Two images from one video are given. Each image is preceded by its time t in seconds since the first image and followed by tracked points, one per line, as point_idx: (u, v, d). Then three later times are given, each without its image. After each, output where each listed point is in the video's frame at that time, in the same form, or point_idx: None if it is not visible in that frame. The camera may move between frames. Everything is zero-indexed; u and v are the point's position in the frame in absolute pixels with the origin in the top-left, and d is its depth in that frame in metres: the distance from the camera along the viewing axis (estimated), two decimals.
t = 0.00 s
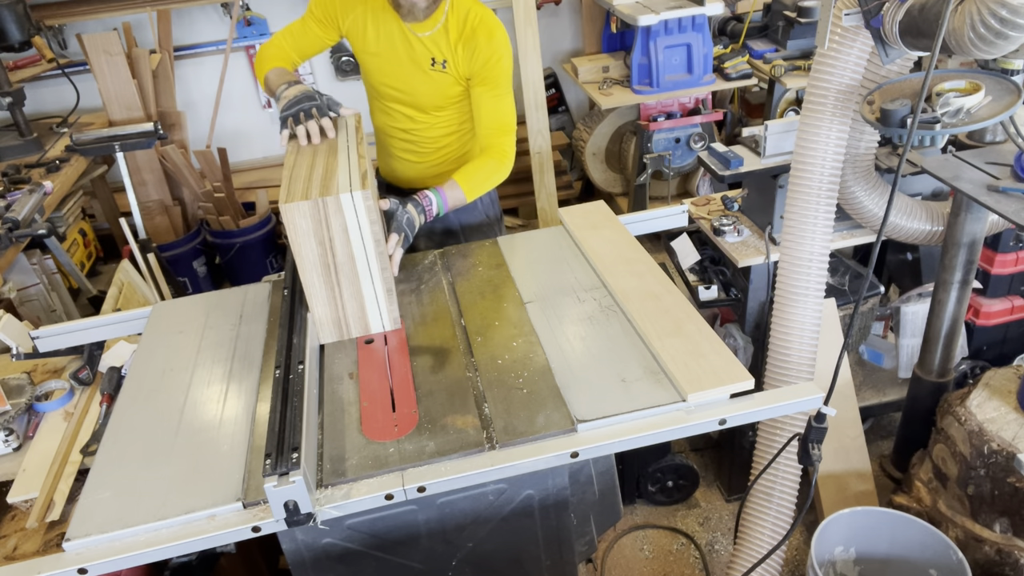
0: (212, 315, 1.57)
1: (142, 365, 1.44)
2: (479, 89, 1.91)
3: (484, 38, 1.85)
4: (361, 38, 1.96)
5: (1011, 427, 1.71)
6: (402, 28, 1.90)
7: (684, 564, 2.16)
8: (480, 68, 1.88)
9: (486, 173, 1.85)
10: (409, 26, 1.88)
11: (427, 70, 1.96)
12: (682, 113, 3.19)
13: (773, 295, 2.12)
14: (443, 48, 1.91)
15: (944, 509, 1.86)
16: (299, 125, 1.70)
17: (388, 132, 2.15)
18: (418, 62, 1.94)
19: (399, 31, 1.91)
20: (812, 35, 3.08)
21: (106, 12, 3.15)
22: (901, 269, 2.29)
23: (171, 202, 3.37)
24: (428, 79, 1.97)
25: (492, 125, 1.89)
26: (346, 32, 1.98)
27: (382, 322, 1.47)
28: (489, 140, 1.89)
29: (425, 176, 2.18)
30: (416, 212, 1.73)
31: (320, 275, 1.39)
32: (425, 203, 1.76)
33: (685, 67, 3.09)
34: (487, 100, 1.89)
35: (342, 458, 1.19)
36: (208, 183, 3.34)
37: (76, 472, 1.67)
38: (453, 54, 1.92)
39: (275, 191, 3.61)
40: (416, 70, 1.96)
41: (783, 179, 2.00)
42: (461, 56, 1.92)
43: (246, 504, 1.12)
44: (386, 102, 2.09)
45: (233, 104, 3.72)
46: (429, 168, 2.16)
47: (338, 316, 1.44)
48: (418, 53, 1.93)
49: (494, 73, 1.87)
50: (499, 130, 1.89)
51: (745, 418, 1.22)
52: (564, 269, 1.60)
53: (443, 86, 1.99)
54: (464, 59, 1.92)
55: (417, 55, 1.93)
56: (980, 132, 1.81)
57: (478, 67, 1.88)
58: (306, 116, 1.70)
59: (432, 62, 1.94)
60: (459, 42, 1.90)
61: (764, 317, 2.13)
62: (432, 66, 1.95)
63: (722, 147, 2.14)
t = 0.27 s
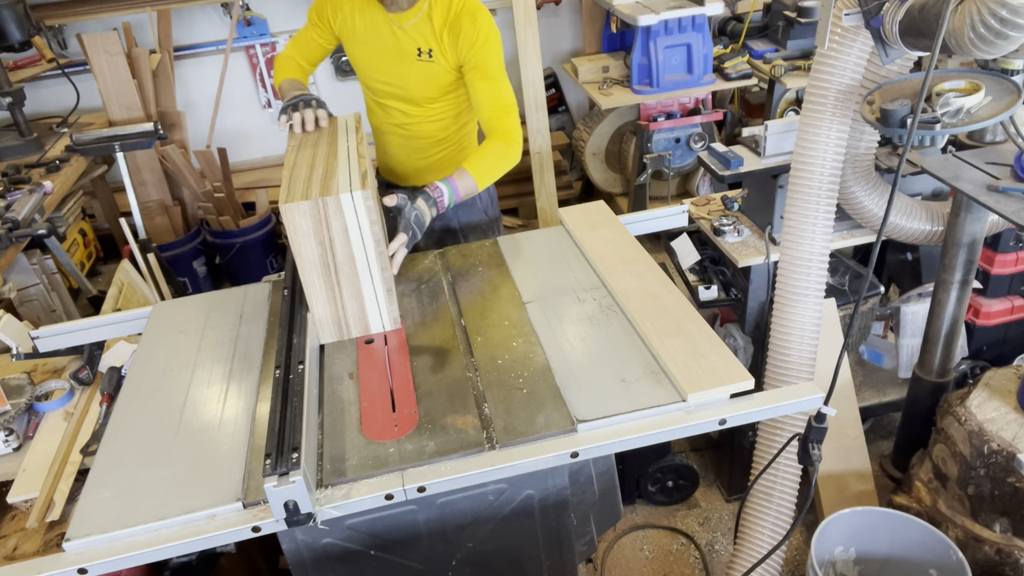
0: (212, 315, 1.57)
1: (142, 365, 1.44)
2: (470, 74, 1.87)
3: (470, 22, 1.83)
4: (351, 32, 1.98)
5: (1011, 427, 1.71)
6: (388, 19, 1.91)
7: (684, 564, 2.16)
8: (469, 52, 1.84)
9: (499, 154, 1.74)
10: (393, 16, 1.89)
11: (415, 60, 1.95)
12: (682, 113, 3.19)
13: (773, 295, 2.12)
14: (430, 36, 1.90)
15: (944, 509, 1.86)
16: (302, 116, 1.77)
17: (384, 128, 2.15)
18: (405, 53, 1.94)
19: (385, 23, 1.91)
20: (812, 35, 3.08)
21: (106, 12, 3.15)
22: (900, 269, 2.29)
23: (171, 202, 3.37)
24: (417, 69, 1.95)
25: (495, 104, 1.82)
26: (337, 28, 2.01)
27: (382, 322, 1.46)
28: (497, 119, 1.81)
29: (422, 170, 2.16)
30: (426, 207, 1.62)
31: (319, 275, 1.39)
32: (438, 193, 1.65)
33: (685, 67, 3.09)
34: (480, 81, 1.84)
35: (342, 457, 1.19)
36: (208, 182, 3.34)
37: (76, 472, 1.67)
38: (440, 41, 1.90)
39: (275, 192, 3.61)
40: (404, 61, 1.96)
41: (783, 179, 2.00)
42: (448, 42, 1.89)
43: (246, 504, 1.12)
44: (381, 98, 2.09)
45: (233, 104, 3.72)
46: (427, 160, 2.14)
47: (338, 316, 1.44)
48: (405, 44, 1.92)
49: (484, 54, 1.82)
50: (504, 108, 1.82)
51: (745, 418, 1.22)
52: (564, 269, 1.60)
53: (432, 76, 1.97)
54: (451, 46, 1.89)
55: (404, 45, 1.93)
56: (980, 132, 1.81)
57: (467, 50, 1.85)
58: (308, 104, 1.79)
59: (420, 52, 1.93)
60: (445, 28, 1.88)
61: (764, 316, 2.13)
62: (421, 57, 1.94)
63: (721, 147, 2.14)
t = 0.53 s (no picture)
0: (212, 315, 1.57)
1: (142, 365, 1.44)
2: (479, 57, 1.81)
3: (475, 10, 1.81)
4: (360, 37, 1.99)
5: (1011, 427, 1.71)
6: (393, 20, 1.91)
7: (684, 564, 2.16)
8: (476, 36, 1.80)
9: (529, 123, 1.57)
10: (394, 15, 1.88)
11: (422, 59, 1.94)
12: (682, 113, 3.19)
13: (773, 295, 2.12)
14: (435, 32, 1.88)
15: (944, 509, 1.86)
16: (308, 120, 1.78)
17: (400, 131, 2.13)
18: (412, 51, 1.93)
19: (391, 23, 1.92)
20: (812, 35, 3.08)
21: (106, 12, 3.15)
22: (900, 269, 2.29)
23: (171, 202, 3.37)
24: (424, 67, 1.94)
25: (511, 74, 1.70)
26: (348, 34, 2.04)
27: (382, 322, 1.46)
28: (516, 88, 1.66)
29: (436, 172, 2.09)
30: (443, 136, 1.33)
31: (320, 275, 1.39)
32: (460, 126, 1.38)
33: (685, 67, 3.09)
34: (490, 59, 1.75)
35: (342, 457, 1.19)
36: (208, 183, 3.34)
37: (76, 472, 1.67)
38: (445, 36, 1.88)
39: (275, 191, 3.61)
40: (411, 60, 1.95)
41: (783, 180, 2.00)
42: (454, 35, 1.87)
43: (246, 504, 1.12)
44: (397, 102, 2.09)
45: (233, 104, 3.72)
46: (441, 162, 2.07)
47: (338, 316, 1.44)
48: (411, 43, 1.92)
49: (494, 33, 1.77)
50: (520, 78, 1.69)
51: (745, 418, 1.22)
52: (565, 269, 1.60)
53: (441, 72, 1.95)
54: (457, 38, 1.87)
55: (410, 44, 1.92)
56: (980, 132, 1.81)
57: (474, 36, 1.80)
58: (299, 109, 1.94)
59: (426, 49, 1.92)
60: (451, 21, 1.86)
61: (764, 316, 2.13)
62: (429, 54, 1.92)
63: (721, 147, 2.15)
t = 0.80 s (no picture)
0: (213, 315, 1.57)
1: (142, 364, 1.44)
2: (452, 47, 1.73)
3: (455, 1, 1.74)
4: (363, 40, 2.00)
5: (1011, 427, 1.71)
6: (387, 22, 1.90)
7: (684, 564, 2.16)
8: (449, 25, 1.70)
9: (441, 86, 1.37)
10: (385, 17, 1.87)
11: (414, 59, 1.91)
12: (682, 113, 3.19)
13: (773, 295, 2.12)
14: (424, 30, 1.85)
15: (944, 509, 1.86)
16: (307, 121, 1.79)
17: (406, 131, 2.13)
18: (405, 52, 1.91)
19: (386, 26, 1.91)
20: (812, 35, 3.08)
21: (106, 12, 3.15)
22: (901, 269, 2.29)
23: (171, 202, 3.37)
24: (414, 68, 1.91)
25: (467, 39, 1.53)
26: (352, 38, 2.04)
27: (382, 322, 1.46)
28: (463, 50, 1.48)
29: (440, 174, 2.10)
30: (338, 144, 1.27)
31: (320, 275, 1.39)
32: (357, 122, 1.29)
33: (685, 67, 3.09)
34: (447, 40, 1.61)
35: (342, 458, 1.19)
36: (208, 183, 3.34)
37: (76, 471, 1.67)
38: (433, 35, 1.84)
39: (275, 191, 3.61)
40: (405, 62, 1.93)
41: (783, 180, 2.00)
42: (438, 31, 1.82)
43: (246, 504, 1.12)
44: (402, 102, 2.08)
45: (233, 104, 3.72)
46: (444, 163, 2.07)
47: (338, 316, 1.44)
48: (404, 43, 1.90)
49: (459, 14, 1.63)
50: (475, 45, 1.51)
51: (745, 418, 1.22)
52: (565, 269, 1.60)
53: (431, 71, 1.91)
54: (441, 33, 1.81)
55: (403, 46, 1.91)
56: (980, 132, 1.81)
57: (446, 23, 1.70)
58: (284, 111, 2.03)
59: (417, 49, 1.89)
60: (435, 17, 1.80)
61: (764, 316, 2.13)
62: (420, 54, 1.90)
63: (721, 147, 2.15)
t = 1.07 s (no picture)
0: (213, 315, 1.57)
1: (143, 364, 1.44)
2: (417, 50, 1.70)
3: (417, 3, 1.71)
4: (337, 51, 1.97)
5: (1011, 427, 1.71)
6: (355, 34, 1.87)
7: (684, 564, 2.16)
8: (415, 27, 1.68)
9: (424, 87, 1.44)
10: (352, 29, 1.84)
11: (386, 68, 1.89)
12: (682, 113, 3.19)
13: (773, 294, 2.13)
14: (392, 38, 1.82)
15: (944, 509, 1.86)
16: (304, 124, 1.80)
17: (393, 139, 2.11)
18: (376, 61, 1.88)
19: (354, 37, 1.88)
20: (812, 35, 3.08)
21: (106, 12, 3.15)
22: (901, 269, 2.29)
23: (171, 202, 3.37)
24: (387, 76, 1.89)
25: (436, 36, 1.59)
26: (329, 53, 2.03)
27: (382, 323, 1.46)
28: (434, 48, 1.55)
29: (430, 174, 2.09)
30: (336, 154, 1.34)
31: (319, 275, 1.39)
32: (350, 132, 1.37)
33: (685, 67, 3.09)
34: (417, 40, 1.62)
35: (342, 458, 1.19)
36: (208, 183, 3.34)
37: (76, 472, 1.67)
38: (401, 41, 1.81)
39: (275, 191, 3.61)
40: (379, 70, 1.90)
41: (783, 179, 2.00)
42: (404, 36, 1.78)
43: (246, 504, 1.12)
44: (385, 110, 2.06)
45: (233, 104, 3.72)
46: (432, 164, 2.06)
47: (338, 317, 1.44)
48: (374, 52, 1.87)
49: (424, 15, 1.67)
50: (445, 41, 1.58)
51: (745, 418, 1.22)
52: (565, 269, 1.60)
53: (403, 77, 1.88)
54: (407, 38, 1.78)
55: (374, 56, 1.89)
56: (980, 132, 1.81)
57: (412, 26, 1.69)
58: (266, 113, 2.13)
59: (387, 57, 1.86)
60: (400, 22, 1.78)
61: (764, 316, 2.13)
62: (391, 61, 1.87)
63: (721, 147, 2.15)
